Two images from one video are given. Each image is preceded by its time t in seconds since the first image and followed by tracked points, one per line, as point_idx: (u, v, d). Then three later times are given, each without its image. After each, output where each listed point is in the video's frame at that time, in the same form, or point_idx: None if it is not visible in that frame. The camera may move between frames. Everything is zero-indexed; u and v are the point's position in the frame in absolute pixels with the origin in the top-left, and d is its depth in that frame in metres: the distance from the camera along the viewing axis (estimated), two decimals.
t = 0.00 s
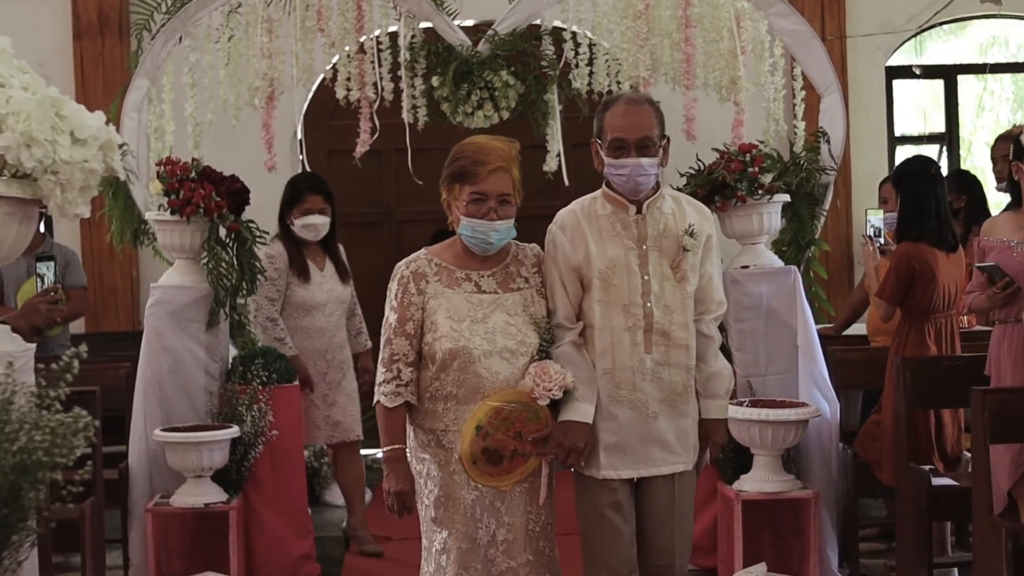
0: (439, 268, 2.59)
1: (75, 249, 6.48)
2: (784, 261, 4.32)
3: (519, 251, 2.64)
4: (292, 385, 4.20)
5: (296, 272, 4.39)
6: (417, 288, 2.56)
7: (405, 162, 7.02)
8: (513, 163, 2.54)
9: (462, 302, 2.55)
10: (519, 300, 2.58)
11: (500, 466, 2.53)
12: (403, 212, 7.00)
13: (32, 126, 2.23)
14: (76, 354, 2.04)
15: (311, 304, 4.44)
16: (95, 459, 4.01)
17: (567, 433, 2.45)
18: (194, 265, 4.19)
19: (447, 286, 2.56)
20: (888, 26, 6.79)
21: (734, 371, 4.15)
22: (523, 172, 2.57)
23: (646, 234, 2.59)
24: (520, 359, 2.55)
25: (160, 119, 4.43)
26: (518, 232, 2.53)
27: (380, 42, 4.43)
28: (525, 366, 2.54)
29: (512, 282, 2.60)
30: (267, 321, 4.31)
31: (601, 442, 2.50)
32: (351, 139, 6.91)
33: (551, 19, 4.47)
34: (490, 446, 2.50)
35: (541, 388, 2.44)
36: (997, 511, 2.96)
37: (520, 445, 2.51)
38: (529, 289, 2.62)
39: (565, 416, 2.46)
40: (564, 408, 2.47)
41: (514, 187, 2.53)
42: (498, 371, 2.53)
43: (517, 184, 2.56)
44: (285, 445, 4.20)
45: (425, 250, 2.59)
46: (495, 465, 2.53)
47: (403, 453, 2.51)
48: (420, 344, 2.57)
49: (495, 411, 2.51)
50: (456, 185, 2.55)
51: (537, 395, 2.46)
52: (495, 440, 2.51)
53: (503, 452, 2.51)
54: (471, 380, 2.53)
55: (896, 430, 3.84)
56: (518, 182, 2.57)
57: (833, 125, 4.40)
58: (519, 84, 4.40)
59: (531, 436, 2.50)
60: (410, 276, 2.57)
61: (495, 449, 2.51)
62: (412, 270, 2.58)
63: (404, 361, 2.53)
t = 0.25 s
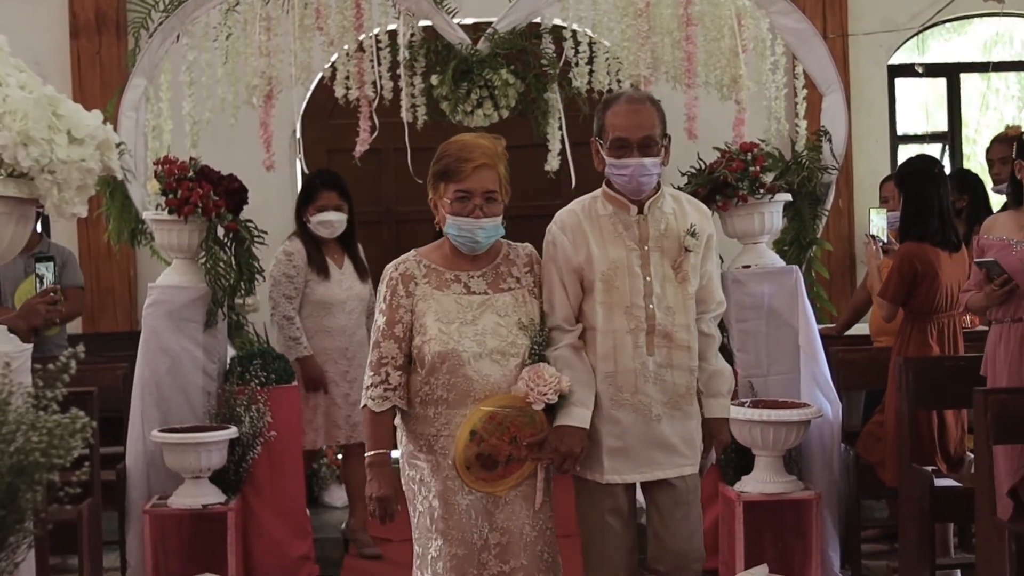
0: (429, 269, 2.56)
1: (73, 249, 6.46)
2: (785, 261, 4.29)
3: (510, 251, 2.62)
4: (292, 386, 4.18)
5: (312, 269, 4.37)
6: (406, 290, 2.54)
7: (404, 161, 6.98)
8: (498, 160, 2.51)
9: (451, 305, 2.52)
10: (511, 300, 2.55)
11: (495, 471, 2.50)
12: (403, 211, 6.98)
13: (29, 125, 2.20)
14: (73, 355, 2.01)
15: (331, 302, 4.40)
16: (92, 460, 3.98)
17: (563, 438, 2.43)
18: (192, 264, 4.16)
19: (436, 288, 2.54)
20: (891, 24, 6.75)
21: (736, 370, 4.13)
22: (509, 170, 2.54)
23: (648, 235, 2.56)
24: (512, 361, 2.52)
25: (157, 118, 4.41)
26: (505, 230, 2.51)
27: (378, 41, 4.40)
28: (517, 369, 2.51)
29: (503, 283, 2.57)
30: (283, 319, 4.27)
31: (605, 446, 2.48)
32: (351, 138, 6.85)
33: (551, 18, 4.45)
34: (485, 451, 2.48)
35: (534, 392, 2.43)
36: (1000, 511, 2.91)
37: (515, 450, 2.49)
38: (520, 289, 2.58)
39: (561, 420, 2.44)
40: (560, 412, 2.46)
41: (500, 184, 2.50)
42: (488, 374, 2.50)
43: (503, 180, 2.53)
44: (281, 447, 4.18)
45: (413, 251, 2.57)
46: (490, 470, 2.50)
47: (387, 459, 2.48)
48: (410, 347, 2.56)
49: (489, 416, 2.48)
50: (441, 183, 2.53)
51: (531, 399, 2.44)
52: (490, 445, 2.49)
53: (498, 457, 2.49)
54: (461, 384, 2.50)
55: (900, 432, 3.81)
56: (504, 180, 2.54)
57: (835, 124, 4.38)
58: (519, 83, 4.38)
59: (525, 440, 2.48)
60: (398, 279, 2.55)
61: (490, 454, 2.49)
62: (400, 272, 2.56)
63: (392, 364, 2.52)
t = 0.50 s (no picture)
0: (424, 269, 2.53)
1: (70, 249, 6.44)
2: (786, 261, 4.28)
3: (508, 249, 2.57)
4: (291, 386, 4.18)
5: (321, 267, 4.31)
6: (402, 290, 2.51)
7: (403, 159, 6.95)
8: (492, 158, 2.48)
9: (446, 305, 2.48)
10: (507, 299, 2.51)
11: (495, 472, 2.46)
12: (402, 210, 6.95)
13: (25, 124, 2.16)
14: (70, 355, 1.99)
15: (342, 301, 4.35)
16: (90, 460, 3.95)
17: (561, 438, 2.41)
18: (191, 263, 4.14)
19: (431, 287, 2.50)
20: (893, 22, 6.73)
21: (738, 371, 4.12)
22: (504, 169, 2.51)
23: (654, 233, 2.54)
24: (507, 361, 2.48)
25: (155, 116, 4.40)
26: (500, 229, 2.47)
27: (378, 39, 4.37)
28: (514, 371, 2.47)
29: (500, 281, 2.52)
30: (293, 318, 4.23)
31: (608, 447, 2.46)
32: (350, 137, 6.83)
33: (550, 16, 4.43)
34: (482, 452, 2.45)
35: (531, 392, 2.40)
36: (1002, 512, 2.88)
37: (514, 451, 2.45)
38: (516, 289, 2.54)
39: (559, 420, 2.43)
40: (557, 413, 2.44)
41: (495, 182, 2.47)
42: (483, 374, 2.47)
43: (497, 178, 2.50)
44: (279, 447, 4.16)
45: (409, 251, 2.53)
46: (489, 472, 2.46)
47: (383, 459, 2.46)
48: (405, 348, 2.53)
49: (484, 417, 2.45)
50: (435, 183, 2.51)
51: (528, 399, 2.41)
52: (488, 446, 2.45)
53: (497, 457, 2.45)
54: (456, 384, 2.47)
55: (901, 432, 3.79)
56: (499, 178, 2.51)
57: (837, 122, 4.36)
58: (519, 81, 4.37)
59: (524, 442, 2.45)
60: (392, 280, 2.52)
61: (487, 455, 2.45)
62: (395, 272, 2.52)
63: (388, 365, 2.49)
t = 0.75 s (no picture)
0: (429, 270, 2.50)
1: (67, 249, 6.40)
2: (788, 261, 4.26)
3: (515, 249, 2.54)
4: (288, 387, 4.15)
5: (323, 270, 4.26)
6: (406, 291, 2.49)
7: (402, 158, 6.94)
8: (495, 156, 2.45)
9: (451, 306, 2.46)
10: (513, 300, 2.49)
11: (502, 475, 2.45)
12: (402, 209, 6.92)
13: (23, 123, 2.13)
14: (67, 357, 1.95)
15: (346, 302, 4.27)
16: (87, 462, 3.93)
17: (566, 438, 2.38)
18: (189, 264, 4.11)
19: (436, 288, 2.48)
20: (895, 21, 6.71)
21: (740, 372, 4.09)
22: (507, 166, 2.49)
23: (669, 232, 2.48)
24: (512, 363, 2.47)
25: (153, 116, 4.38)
26: (505, 227, 2.45)
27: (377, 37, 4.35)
28: (518, 372, 2.46)
29: (506, 282, 2.50)
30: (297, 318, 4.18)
31: (613, 449, 2.43)
32: (349, 136, 6.81)
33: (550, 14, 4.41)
34: (488, 455, 2.44)
35: (533, 395, 2.38)
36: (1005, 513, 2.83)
37: (521, 453, 2.44)
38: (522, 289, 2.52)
39: (565, 420, 2.39)
40: (563, 412, 2.40)
41: (498, 179, 2.45)
42: (487, 376, 2.45)
43: (501, 176, 2.48)
44: (277, 448, 4.14)
45: (415, 251, 2.52)
46: (497, 475, 2.45)
47: (393, 462, 2.45)
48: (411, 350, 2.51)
49: (488, 419, 2.44)
50: (437, 182, 2.48)
51: (531, 401, 2.39)
52: (493, 449, 2.44)
53: (502, 460, 2.44)
54: (460, 386, 2.45)
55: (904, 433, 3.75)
56: (503, 177, 2.48)
57: (839, 122, 4.34)
58: (520, 80, 4.35)
59: (530, 444, 2.43)
60: (397, 280, 2.50)
61: (493, 458, 2.44)
62: (400, 273, 2.50)
63: (393, 367, 2.47)
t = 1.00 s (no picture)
0: (441, 266, 2.49)
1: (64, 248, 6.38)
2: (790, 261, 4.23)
3: (529, 246, 2.52)
4: (286, 388, 4.13)
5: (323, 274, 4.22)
6: (417, 287, 2.48)
7: (402, 157, 6.92)
8: (505, 150, 2.44)
9: (461, 301, 2.44)
10: (524, 297, 2.46)
11: (513, 476, 2.43)
12: (401, 209, 6.90)
13: (19, 122, 2.10)
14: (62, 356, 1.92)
15: (347, 306, 4.23)
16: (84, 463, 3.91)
17: (575, 438, 2.35)
18: (187, 264, 4.08)
19: (447, 284, 2.47)
20: (897, 20, 6.69)
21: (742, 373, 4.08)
22: (518, 160, 2.47)
23: (682, 228, 2.45)
24: (523, 360, 2.44)
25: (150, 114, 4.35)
26: (516, 222, 2.43)
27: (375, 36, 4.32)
28: (528, 369, 2.43)
29: (519, 279, 2.48)
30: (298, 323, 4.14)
31: (619, 448, 2.40)
32: (347, 135, 6.78)
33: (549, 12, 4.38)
34: (496, 456, 2.41)
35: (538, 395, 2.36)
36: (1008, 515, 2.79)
37: (530, 454, 2.41)
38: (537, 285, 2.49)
39: (575, 419, 2.36)
40: (574, 412, 2.37)
41: (508, 173, 2.43)
42: (497, 373, 2.43)
43: (512, 171, 2.46)
44: (275, 449, 4.11)
45: (426, 247, 2.50)
46: (507, 476, 2.43)
47: (404, 460, 2.44)
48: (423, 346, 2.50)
49: (496, 420, 2.41)
50: (448, 176, 2.46)
51: (537, 401, 2.36)
52: (501, 450, 2.42)
53: (510, 460, 2.41)
54: (469, 383, 2.43)
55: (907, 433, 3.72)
56: (513, 171, 2.47)
57: (841, 120, 4.32)
58: (519, 78, 4.32)
59: (540, 444, 2.41)
60: (409, 276, 2.49)
61: (501, 458, 2.41)
62: (412, 270, 2.49)
63: (405, 361, 2.47)
